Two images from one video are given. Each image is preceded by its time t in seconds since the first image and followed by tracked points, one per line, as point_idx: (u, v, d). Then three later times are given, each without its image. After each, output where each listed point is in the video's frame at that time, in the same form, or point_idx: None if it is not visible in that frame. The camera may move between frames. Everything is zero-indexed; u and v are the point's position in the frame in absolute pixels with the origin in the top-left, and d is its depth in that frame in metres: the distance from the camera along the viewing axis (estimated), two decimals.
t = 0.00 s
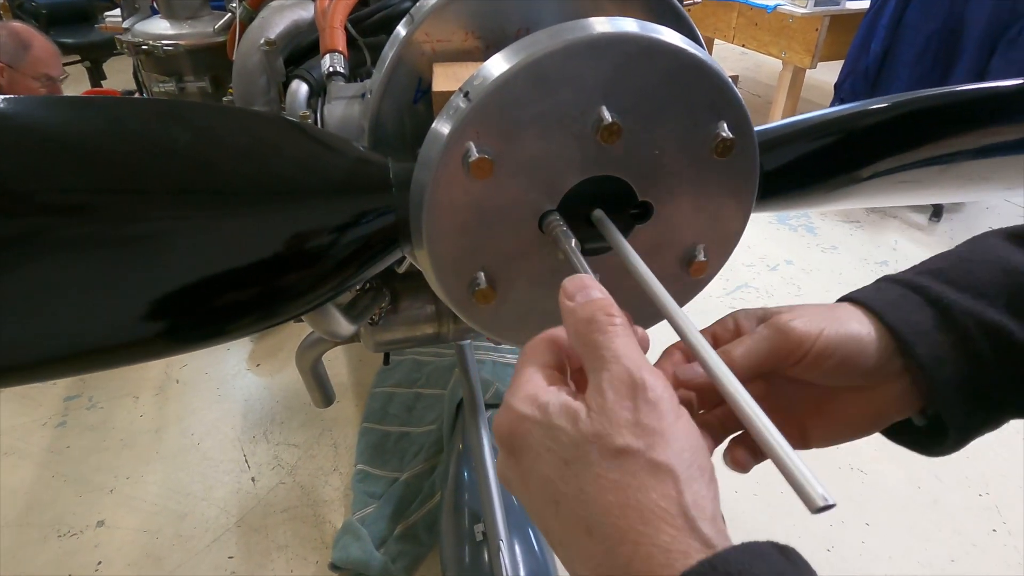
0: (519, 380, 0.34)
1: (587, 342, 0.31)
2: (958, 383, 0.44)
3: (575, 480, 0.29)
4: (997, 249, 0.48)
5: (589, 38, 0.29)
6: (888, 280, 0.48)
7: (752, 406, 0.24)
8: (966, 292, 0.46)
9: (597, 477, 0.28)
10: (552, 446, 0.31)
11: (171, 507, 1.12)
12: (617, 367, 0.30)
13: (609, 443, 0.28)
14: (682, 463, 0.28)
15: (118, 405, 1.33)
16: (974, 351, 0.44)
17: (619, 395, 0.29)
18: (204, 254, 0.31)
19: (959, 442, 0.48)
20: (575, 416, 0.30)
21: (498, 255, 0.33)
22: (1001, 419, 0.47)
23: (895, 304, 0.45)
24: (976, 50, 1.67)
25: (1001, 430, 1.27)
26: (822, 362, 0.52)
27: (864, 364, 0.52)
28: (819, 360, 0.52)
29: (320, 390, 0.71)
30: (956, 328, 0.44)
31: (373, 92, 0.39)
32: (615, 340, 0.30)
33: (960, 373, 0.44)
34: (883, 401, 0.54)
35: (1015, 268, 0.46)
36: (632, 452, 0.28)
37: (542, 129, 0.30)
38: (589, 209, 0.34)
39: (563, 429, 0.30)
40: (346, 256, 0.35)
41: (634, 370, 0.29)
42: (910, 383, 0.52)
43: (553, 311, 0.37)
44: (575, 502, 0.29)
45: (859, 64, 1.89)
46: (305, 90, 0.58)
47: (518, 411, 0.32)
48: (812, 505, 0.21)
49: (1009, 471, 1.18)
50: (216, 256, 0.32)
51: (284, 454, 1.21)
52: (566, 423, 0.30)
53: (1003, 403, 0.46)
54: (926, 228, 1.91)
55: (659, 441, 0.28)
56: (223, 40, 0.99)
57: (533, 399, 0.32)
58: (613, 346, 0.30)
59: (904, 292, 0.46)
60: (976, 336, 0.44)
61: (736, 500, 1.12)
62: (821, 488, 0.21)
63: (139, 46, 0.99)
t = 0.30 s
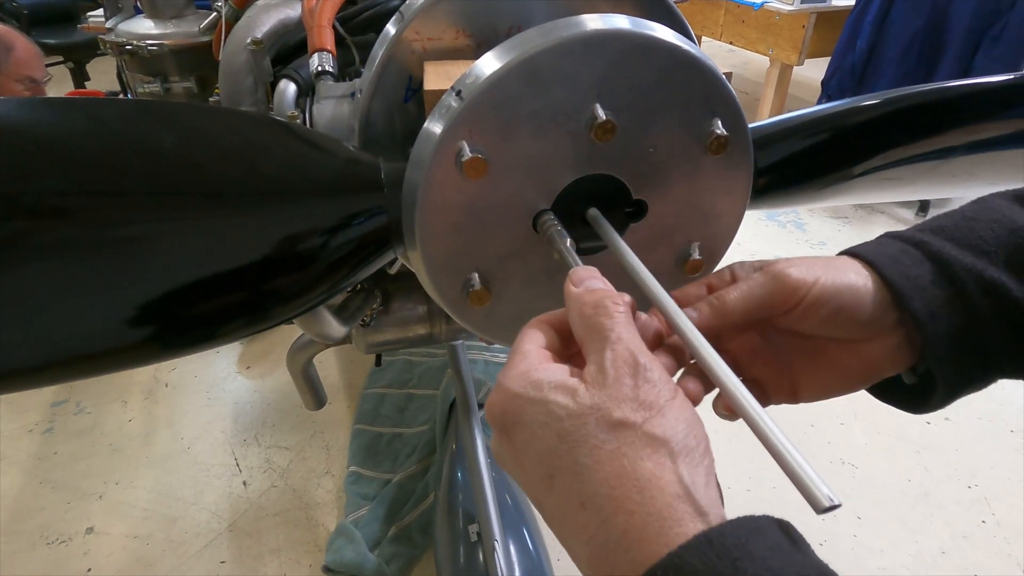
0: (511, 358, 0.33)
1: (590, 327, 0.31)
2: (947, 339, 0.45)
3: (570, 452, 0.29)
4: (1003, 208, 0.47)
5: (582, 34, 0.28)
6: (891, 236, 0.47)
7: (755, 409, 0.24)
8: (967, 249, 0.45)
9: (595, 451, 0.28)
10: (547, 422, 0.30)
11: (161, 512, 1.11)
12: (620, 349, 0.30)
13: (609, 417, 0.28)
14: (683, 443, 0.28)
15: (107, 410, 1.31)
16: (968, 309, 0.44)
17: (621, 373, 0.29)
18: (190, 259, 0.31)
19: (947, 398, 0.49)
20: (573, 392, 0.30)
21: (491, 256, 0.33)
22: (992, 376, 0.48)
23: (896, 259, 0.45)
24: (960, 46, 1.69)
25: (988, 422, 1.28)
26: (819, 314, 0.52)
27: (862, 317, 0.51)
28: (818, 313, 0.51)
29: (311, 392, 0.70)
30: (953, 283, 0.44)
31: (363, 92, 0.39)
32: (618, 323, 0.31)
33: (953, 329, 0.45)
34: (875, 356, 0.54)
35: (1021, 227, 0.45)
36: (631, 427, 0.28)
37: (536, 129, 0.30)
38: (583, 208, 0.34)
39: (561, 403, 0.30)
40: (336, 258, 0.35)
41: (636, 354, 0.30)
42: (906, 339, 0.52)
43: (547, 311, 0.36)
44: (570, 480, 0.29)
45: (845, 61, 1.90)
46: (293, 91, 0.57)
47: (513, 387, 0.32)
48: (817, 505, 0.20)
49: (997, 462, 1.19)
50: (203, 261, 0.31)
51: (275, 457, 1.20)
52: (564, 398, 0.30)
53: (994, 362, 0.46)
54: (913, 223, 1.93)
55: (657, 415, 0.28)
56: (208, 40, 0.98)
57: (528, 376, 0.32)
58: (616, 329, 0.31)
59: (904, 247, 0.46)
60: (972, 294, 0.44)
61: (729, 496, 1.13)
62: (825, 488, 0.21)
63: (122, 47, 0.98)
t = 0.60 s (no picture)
0: (504, 346, 0.33)
1: (587, 323, 0.31)
2: (903, 344, 0.44)
3: (572, 433, 0.29)
4: (955, 211, 0.47)
5: (572, 27, 0.28)
6: (844, 241, 0.46)
7: (748, 401, 0.24)
8: (921, 254, 0.45)
9: (597, 432, 0.28)
10: (546, 405, 0.30)
11: (151, 516, 1.10)
12: (620, 341, 0.30)
13: (612, 400, 0.28)
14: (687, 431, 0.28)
15: (95, 413, 1.30)
16: (925, 312, 0.43)
17: (623, 362, 0.29)
18: (175, 258, 0.30)
19: (904, 407, 0.49)
20: (572, 376, 0.30)
21: (482, 254, 0.33)
22: (946, 382, 0.47)
23: (849, 265, 0.44)
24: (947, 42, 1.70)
25: (977, 415, 1.29)
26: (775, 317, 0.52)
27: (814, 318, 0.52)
28: (771, 315, 0.52)
29: (301, 393, 0.69)
30: (910, 289, 0.43)
31: (350, 88, 0.38)
32: (617, 316, 0.31)
33: (909, 333, 0.44)
34: (834, 361, 0.54)
35: (973, 229, 0.46)
36: (634, 411, 0.28)
37: (526, 124, 0.29)
38: (574, 204, 0.33)
39: (559, 387, 0.30)
40: (325, 256, 0.34)
41: (637, 346, 0.30)
42: (862, 343, 0.53)
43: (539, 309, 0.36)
44: (572, 467, 0.28)
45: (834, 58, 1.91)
46: (280, 88, 0.57)
47: (509, 370, 0.31)
48: (816, 503, 0.20)
49: (985, 455, 1.20)
50: (189, 261, 0.30)
51: (266, 459, 1.19)
52: (562, 382, 0.30)
53: (948, 366, 0.46)
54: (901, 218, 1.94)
55: (660, 402, 0.28)
56: (193, 37, 0.97)
57: (523, 361, 0.32)
58: (615, 322, 0.31)
59: (856, 253, 0.45)
60: (928, 296, 0.43)
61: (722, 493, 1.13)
62: (822, 487, 0.20)
63: (105, 45, 0.97)
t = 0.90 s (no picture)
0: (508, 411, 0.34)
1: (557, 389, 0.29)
2: (891, 354, 0.46)
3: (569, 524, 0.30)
4: (943, 222, 0.49)
5: (561, 19, 0.28)
6: (834, 254, 0.50)
7: (740, 393, 0.24)
8: (907, 267, 0.48)
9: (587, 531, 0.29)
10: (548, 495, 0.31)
11: (143, 519, 1.09)
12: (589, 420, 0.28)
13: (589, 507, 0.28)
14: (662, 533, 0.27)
15: (85, 416, 1.29)
16: (910, 324, 0.46)
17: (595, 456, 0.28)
18: (160, 256, 0.30)
19: (895, 420, 0.50)
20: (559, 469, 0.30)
21: (473, 250, 0.32)
22: (936, 395, 0.49)
23: (835, 278, 0.48)
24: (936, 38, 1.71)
25: (968, 409, 1.30)
26: (765, 323, 0.57)
27: (803, 327, 0.57)
28: (763, 322, 0.57)
29: (293, 393, 0.69)
30: (893, 300, 0.46)
31: (337, 82, 0.38)
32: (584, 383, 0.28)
33: (896, 343, 0.46)
34: (825, 367, 0.57)
35: (960, 241, 0.47)
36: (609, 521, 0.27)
37: (515, 117, 0.29)
38: (566, 199, 0.33)
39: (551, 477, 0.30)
40: (313, 253, 0.34)
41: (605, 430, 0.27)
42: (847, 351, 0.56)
43: (531, 306, 0.36)
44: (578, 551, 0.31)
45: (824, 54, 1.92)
46: (267, 84, 0.56)
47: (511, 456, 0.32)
48: (810, 498, 0.20)
49: (977, 449, 1.21)
50: (174, 259, 0.30)
51: (259, 460, 1.19)
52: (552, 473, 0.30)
53: (936, 377, 0.48)
54: (891, 214, 1.95)
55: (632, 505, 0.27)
56: (180, 34, 0.96)
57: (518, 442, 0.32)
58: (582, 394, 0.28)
59: (846, 265, 0.49)
60: (914, 310, 0.46)
61: (717, 489, 1.13)
62: (818, 480, 0.20)
63: (90, 42, 0.96)
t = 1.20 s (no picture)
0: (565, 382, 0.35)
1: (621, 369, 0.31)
2: (837, 388, 0.42)
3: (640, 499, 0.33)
4: (903, 257, 0.44)
5: (559, 18, 0.28)
6: (793, 279, 0.46)
7: (740, 389, 0.24)
8: (859, 297, 0.43)
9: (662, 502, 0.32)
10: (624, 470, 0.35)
11: (138, 522, 1.08)
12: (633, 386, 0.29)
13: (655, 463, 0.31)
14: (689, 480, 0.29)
15: (79, 418, 1.28)
16: (860, 358, 0.41)
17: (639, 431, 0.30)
18: (155, 257, 0.29)
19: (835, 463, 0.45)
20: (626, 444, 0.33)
21: (471, 249, 0.32)
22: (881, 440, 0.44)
23: (786, 299, 0.44)
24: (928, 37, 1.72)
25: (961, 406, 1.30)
26: (712, 326, 0.53)
27: (752, 333, 0.52)
28: (710, 326, 0.53)
29: (290, 393, 0.68)
30: (842, 327, 0.42)
31: (334, 82, 0.38)
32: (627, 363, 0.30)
33: (844, 376, 0.42)
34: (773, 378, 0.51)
35: (916, 276, 0.43)
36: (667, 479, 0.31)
37: (514, 116, 0.29)
38: (565, 198, 0.33)
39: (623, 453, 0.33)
40: (310, 253, 0.34)
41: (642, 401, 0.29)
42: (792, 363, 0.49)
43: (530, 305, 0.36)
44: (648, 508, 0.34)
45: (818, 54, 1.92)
46: (263, 83, 0.56)
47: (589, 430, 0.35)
48: (813, 494, 0.20)
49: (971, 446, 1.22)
50: (170, 259, 0.30)
51: (255, 462, 1.18)
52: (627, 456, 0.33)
53: (885, 419, 0.43)
54: (885, 213, 1.96)
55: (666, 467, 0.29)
56: (174, 34, 0.95)
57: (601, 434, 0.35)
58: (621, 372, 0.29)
59: (797, 291, 0.45)
60: (863, 342, 0.41)
61: (713, 487, 1.13)
62: (821, 477, 0.20)
63: (83, 42, 0.96)
